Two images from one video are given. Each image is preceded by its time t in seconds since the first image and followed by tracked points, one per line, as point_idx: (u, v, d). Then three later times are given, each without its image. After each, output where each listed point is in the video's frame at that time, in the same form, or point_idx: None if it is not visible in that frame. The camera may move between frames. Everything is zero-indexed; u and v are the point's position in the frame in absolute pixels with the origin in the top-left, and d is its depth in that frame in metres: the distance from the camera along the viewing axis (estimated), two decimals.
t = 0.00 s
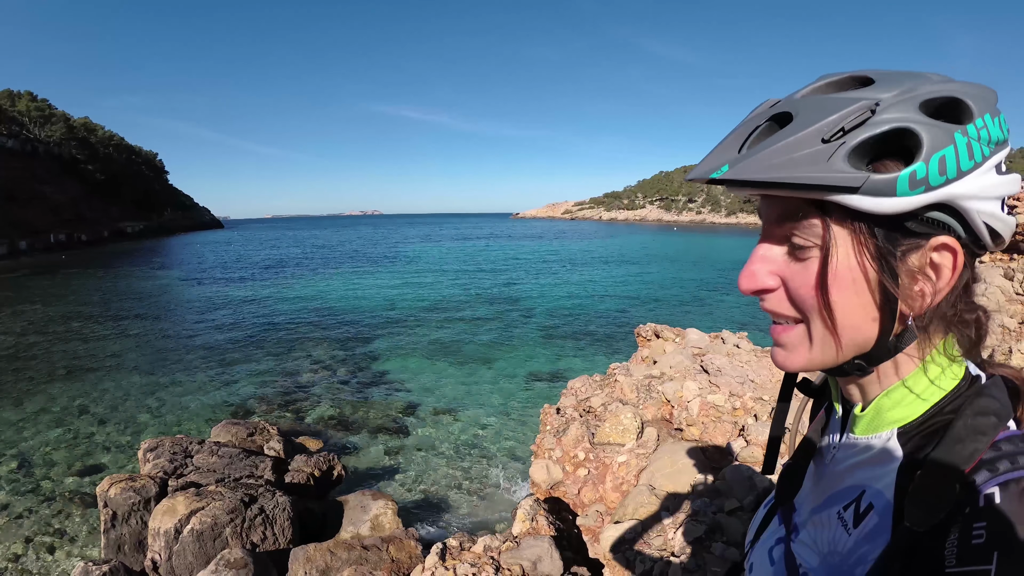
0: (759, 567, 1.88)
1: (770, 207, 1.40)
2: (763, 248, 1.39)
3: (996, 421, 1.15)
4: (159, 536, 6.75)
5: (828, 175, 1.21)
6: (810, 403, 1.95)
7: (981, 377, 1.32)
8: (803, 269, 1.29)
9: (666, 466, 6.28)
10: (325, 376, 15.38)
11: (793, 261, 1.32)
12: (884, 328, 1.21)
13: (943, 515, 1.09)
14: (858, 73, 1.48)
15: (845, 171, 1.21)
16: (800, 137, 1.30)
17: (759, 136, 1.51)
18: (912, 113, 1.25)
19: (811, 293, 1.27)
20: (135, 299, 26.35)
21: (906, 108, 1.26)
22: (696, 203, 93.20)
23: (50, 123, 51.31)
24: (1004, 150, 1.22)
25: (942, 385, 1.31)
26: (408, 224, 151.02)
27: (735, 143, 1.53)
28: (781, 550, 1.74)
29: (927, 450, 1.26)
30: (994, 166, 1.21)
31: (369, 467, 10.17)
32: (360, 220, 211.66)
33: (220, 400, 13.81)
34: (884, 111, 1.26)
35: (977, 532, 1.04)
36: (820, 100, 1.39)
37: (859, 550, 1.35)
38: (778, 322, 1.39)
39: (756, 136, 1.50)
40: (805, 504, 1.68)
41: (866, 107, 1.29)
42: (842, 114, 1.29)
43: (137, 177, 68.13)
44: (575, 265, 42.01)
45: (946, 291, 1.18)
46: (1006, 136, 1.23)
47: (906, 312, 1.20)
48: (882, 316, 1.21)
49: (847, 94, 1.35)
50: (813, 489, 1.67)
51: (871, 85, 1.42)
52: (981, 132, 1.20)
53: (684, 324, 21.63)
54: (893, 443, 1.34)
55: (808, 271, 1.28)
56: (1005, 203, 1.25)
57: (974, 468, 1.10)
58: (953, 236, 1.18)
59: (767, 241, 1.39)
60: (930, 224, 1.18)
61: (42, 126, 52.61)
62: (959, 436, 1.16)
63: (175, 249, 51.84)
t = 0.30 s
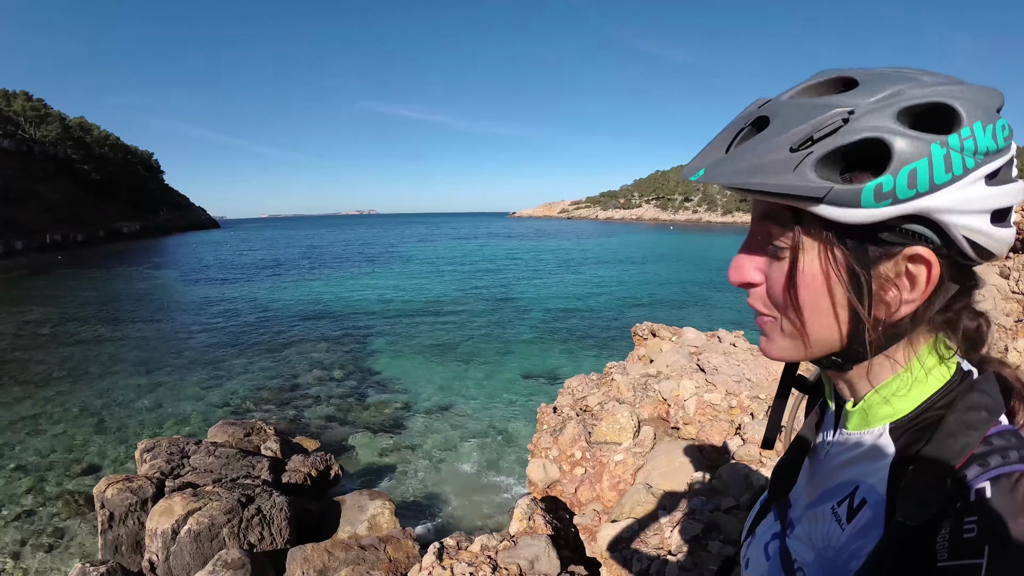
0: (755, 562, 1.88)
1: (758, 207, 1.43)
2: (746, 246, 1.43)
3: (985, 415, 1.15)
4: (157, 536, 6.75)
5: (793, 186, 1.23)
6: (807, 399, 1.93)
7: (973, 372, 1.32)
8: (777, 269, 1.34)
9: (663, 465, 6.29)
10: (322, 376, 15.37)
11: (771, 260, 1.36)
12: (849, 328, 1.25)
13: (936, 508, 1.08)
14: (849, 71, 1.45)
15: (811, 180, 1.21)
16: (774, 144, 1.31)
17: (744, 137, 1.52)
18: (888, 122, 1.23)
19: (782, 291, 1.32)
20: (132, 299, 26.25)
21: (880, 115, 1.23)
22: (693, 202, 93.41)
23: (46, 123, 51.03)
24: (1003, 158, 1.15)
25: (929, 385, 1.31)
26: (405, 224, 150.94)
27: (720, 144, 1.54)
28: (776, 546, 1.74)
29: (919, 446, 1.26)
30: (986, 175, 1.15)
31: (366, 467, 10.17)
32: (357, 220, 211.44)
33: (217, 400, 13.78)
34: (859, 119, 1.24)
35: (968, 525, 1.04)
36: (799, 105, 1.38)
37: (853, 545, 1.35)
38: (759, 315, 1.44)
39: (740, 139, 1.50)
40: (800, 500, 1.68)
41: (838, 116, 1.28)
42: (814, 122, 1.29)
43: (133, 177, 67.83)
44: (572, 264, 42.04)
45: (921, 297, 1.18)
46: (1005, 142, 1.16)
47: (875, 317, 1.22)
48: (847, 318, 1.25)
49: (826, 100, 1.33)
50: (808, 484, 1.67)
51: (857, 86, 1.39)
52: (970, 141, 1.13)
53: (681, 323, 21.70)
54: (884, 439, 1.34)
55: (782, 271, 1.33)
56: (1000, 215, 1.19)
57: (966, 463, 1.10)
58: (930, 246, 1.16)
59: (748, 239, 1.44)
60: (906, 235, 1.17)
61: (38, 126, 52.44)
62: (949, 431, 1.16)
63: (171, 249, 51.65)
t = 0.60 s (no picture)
0: (759, 564, 1.87)
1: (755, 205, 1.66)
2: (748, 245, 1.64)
3: (995, 422, 1.14)
4: (156, 534, 6.76)
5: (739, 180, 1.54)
6: (816, 400, 1.93)
7: (984, 378, 1.31)
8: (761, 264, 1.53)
9: (662, 465, 6.29)
10: (322, 375, 15.35)
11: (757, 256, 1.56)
12: (814, 313, 1.39)
13: (944, 515, 1.08)
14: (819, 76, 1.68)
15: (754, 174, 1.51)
16: (734, 152, 1.64)
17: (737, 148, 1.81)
18: (821, 117, 1.47)
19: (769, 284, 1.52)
20: (131, 298, 26.22)
21: (816, 111, 1.49)
22: (693, 202, 93.33)
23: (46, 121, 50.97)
24: (945, 136, 1.23)
25: (937, 388, 1.31)
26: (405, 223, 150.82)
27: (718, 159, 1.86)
28: (782, 548, 1.73)
29: (925, 452, 1.25)
30: (927, 155, 1.24)
31: (367, 466, 10.15)
32: (357, 219, 211.30)
33: (217, 399, 13.76)
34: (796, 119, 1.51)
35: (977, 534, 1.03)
36: (766, 115, 1.66)
37: (858, 550, 1.35)
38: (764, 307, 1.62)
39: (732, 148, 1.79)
40: (807, 502, 1.67)
41: (782, 116, 1.58)
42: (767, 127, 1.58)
43: (132, 175, 67.70)
44: (572, 263, 42.03)
45: (882, 281, 1.27)
46: (943, 123, 1.24)
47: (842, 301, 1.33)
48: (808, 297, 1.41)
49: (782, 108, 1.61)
50: (814, 486, 1.67)
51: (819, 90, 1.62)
52: (890, 124, 1.28)
53: (682, 323, 21.67)
54: (892, 443, 1.34)
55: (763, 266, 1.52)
56: (955, 193, 1.25)
57: (977, 471, 1.09)
58: (873, 228, 1.28)
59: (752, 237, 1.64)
60: (849, 217, 1.32)
61: (38, 124, 52.41)
62: (958, 437, 1.15)
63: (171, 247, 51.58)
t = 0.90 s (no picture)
0: (768, 565, 1.87)
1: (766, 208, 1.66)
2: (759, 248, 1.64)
3: (1002, 422, 1.14)
4: (158, 535, 6.74)
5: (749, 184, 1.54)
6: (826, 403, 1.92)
7: (993, 380, 1.29)
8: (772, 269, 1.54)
9: (665, 466, 6.27)
10: (324, 376, 15.35)
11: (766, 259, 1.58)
12: (826, 313, 1.38)
13: (947, 515, 1.08)
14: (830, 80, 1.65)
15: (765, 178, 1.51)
16: (743, 159, 1.64)
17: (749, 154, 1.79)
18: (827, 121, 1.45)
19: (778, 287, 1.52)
20: (134, 299, 26.27)
21: (820, 115, 1.48)
22: (695, 203, 93.30)
23: (49, 122, 51.14)
24: (947, 134, 1.23)
25: (945, 387, 1.30)
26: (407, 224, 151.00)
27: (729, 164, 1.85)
28: (790, 549, 1.73)
29: (932, 454, 1.25)
30: (930, 153, 1.25)
31: (369, 468, 10.15)
32: (358, 219, 211.47)
33: (220, 400, 13.77)
34: (802, 123, 1.51)
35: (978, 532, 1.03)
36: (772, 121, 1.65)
37: (865, 550, 1.35)
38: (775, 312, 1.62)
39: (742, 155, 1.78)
40: (816, 503, 1.67)
41: (787, 121, 1.56)
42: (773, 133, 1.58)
43: (135, 176, 67.81)
44: (574, 264, 42.00)
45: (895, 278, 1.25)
46: (944, 123, 1.24)
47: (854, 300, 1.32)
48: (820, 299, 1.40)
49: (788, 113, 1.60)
50: (824, 487, 1.67)
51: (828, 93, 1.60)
52: (896, 125, 1.29)
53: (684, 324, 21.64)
54: (899, 445, 1.34)
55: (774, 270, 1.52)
56: (958, 190, 1.25)
57: (984, 471, 1.08)
58: (881, 227, 1.28)
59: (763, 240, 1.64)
60: (853, 217, 1.32)
61: (41, 126, 52.61)
62: (964, 438, 1.15)
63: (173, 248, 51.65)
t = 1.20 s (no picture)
0: (772, 570, 1.87)
1: (792, 202, 1.38)
2: (784, 248, 1.36)
3: (1013, 422, 1.12)
4: (157, 535, 6.74)
5: (872, 166, 1.16)
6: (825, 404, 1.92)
7: (998, 378, 1.30)
8: (834, 269, 1.25)
9: (664, 466, 6.26)
10: (323, 375, 15.36)
11: (822, 259, 1.29)
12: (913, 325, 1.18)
13: (960, 517, 1.07)
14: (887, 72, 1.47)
15: (887, 162, 1.17)
16: (840, 130, 1.26)
17: (788, 129, 1.46)
18: (946, 110, 1.22)
19: (843, 292, 1.22)
20: (133, 299, 26.24)
21: (937, 100, 1.24)
22: (694, 202, 93.55)
23: (48, 122, 51.15)
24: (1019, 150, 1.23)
25: (959, 387, 1.29)
26: (406, 224, 151.04)
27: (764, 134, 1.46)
28: (797, 553, 1.73)
29: (942, 455, 1.24)
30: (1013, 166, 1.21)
31: (368, 467, 10.16)
32: (358, 219, 211.38)
33: (219, 400, 13.78)
34: (923, 104, 1.23)
35: (993, 535, 1.02)
36: (855, 94, 1.35)
37: (877, 554, 1.33)
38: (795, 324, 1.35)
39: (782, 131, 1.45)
40: (822, 506, 1.66)
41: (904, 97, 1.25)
42: (881, 106, 1.26)
43: (134, 176, 67.78)
44: (572, 263, 42.08)
45: (970, 283, 1.18)
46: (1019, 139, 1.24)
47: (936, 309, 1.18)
48: (915, 311, 1.18)
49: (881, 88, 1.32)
50: (829, 490, 1.66)
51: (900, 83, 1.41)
52: (1004, 132, 1.20)
53: (683, 323, 21.70)
54: (909, 448, 1.32)
55: (841, 271, 1.23)
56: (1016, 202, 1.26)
57: (993, 470, 1.08)
58: (979, 232, 1.17)
59: (788, 239, 1.37)
60: (959, 218, 1.17)
61: (40, 126, 52.60)
62: (975, 437, 1.14)
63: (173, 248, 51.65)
